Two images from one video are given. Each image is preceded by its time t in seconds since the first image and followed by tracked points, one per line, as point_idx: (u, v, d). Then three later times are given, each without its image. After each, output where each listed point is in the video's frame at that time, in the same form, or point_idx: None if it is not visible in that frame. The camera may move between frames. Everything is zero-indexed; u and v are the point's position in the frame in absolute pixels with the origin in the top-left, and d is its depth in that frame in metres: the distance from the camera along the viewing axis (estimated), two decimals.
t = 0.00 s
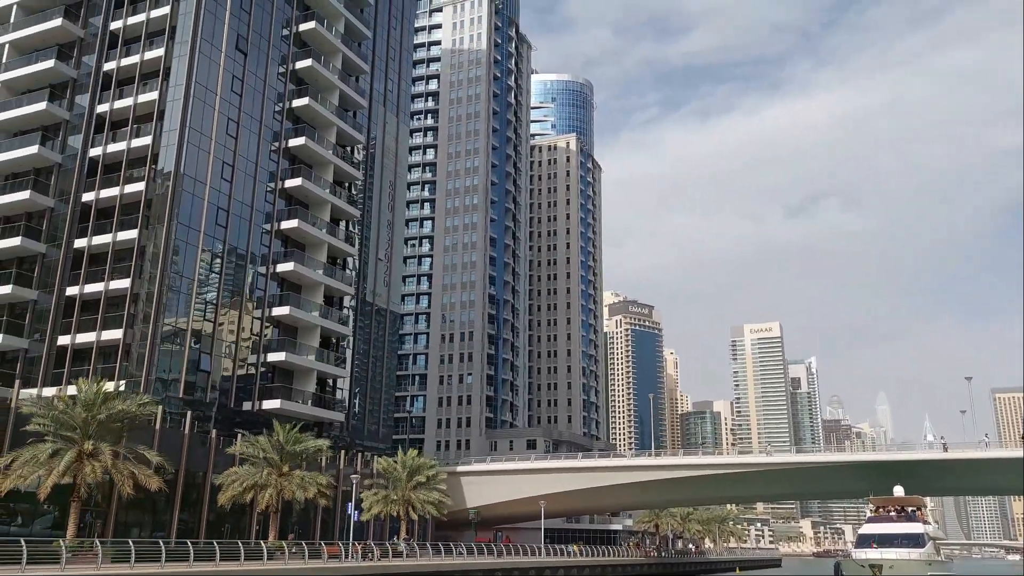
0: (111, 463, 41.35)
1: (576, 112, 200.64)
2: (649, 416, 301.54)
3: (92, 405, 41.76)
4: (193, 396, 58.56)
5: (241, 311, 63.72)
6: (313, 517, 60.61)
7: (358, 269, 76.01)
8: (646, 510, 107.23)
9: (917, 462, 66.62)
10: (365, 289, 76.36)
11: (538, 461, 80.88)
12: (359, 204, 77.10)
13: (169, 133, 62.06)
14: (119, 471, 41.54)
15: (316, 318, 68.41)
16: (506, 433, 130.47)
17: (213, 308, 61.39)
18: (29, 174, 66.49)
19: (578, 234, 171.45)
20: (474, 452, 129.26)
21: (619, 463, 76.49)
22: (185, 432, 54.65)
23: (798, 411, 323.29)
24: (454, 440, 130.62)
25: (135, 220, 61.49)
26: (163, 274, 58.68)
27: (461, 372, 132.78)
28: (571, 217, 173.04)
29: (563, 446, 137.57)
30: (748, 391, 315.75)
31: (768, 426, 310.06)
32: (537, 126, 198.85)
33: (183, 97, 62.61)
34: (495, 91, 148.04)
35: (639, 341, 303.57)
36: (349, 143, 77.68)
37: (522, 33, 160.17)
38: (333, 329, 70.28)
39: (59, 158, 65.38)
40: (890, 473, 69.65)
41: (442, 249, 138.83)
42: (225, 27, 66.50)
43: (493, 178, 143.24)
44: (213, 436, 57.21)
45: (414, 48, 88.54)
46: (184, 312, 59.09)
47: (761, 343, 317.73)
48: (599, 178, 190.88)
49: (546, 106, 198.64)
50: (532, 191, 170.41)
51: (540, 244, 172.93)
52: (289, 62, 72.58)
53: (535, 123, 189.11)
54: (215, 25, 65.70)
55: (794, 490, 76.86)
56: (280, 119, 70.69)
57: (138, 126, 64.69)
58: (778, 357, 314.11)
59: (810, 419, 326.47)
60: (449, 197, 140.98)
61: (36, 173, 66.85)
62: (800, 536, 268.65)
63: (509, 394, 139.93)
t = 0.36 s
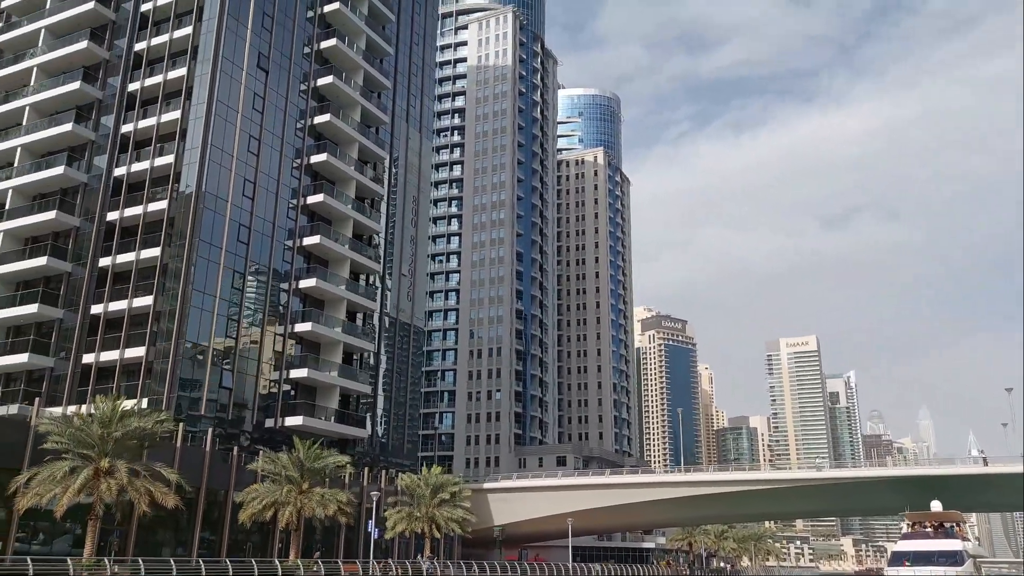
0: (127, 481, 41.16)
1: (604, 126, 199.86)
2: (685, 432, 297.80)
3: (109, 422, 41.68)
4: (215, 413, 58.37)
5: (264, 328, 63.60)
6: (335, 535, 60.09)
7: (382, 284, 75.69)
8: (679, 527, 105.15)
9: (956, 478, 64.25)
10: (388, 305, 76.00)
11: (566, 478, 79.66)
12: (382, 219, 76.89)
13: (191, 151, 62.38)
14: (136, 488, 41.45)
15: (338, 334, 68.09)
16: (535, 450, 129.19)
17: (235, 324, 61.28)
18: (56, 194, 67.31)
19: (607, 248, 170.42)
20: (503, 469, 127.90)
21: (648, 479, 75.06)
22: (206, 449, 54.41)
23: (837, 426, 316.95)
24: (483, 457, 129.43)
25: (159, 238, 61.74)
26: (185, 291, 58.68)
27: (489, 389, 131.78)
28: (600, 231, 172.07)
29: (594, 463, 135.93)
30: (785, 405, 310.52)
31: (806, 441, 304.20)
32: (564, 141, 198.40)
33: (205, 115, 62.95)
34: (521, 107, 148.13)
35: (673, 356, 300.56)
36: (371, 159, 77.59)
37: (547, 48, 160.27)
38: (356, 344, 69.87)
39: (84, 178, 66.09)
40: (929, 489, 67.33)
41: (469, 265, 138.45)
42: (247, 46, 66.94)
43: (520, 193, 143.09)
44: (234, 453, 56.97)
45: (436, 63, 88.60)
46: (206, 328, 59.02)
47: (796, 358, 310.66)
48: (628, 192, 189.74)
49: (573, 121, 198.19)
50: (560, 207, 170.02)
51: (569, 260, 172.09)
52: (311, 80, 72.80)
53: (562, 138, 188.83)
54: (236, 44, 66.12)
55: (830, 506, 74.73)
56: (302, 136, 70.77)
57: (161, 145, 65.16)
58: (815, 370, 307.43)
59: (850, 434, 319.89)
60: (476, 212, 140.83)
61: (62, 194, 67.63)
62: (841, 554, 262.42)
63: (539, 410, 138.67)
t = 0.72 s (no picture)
0: (146, 498, 41.05)
1: (634, 139, 198.71)
2: (721, 447, 293.65)
3: (129, 439, 41.63)
4: (239, 430, 58.27)
5: (288, 344, 63.49)
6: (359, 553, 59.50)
7: (407, 299, 75.39)
8: (713, 544, 103.03)
9: (1000, 493, 61.98)
10: (413, 319, 75.68)
11: (595, 494, 78.40)
12: (407, 234, 76.72)
13: (215, 169, 62.76)
14: (156, 505, 41.34)
15: (363, 349, 67.77)
16: (566, 466, 127.84)
17: (259, 340, 61.23)
18: (85, 214, 68.22)
19: (637, 262, 169.05)
20: (534, 485, 126.63)
21: (679, 495, 73.57)
22: (229, 466, 54.31)
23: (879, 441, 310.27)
24: (514, 474, 128.38)
25: (184, 255, 62.07)
26: (209, 308, 58.82)
27: (519, 404, 130.93)
28: (630, 245, 170.78)
29: (626, 479, 134.12)
30: (824, 420, 304.86)
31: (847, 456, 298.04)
32: (594, 155, 197.62)
33: (228, 133, 63.36)
34: (548, 121, 148.06)
35: (708, 370, 296.87)
36: (395, 174, 77.49)
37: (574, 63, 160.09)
38: (380, 359, 69.48)
39: (112, 197, 66.87)
40: (971, 505, 65.03)
41: (497, 280, 138.08)
42: (270, 64, 67.39)
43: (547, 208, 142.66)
44: (258, 469, 56.77)
45: (460, 78, 88.54)
46: (229, 345, 59.04)
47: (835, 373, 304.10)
48: (658, 204, 188.30)
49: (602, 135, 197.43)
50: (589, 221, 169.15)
51: (599, 273, 170.98)
52: (334, 97, 73.00)
53: (591, 152, 188.28)
54: (259, 62, 66.57)
55: (869, 522, 72.61)
56: (326, 153, 70.92)
57: (186, 164, 65.70)
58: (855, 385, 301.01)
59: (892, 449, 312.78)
60: (504, 227, 140.54)
61: (91, 213, 68.53)
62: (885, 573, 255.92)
63: (570, 425, 137.37)
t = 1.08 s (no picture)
0: (166, 519, 40.82)
1: (666, 155, 197.28)
2: (764, 466, 288.06)
3: (149, 460, 41.49)
4: (266, 450, 58.10)
5: (314, 364, 63.33)
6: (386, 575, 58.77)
7: (433, 317, 75.00)
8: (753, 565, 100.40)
9: None
10: (441, 338, 75.27)
11: (629, 514, 76.85)
12: (433, 253, 76.48)
13: (240, 190, 63.19)
14: (176, 527, 41.05)
15: (389, 368, 67.43)
16: (602, 486, 125.96)
17: (284, 361, 61.15)
18: (115, 239, 69.06)
19: (671, 278, 167.32)
20: (569, 505, 124.90)
21: (715, 514, 71.77)
22: (254, 488, 54.00)
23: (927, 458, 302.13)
24: (548, 494, 126.85)
25: (210, 277, 62.43)
26: (234, 328, 58.96)
27: (553, 423, 129.59)
28: (664, 260, 169.12)
29: (663, 499, 131.72)
30: (870, 437, 298.00)
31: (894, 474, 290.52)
32: (626, 171, 196.53)
33: (253, 155, 63.84)
34: (577, 138, 147.78)
35: (748, 388, 292.22)
36: (420, 193, 77.45)
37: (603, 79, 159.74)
38: (407, 378, 69.03)
39: (141, 221, 67.64)
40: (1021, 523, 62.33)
41: (529, 297, 137.41)
42: (294, 86, 67.90)
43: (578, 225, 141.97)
44: (283, 490, 56.50)
45: (485, 97, 88.57)
46: (255, 365, 59.08)
47: (880, 389, 301.24)
48: (691, 219, 186.47)
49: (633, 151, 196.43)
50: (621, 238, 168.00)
51: (633, 290, 169.52)
52: (359, 117, 73.31)
53: (623, 169, 187.41)
54: (284, 84, 67.10)
55: (914, 541, 70.07)
56: (350, 173, 71.11)
57: (213, 187, 66.27)
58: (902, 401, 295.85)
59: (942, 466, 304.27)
60: (534, 245, 140.04)
61: (121, 238, 69.39)
62: None
63: (604, 444, 135.56)
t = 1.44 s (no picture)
0: (181, 548, 40.39)
1: (696, 176, 195.95)
2: (805, 490, 281.53)
3: (166, 488, 41.27)
4: (288, 478, 57.68)
5: (336, 390, 63.02)
6: None
7: (457, 341, 74.50)
8: None
9: None
10: (465, 362, 74.68)
11: (662, 540, 75.03)
12: (456, 277, 76.13)
13: (262, 217, 63.48)
14: (192, 556, 40.62)
15: (412, 393, 66.91)
16: (636, 512, 123.73)
17: (306, 387, 60.90)
18: (141, 268, 69.68)
19: (703, 299, 165.36)
20: (602, 532, 122.68)
21: (750, 540, 69.69)
22: (276, 515, 53.52)
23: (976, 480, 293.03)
24: (581, 520, 124.83)
25: (232, 304, 62.59)
26: (255, 355, 58.92)
27: (584, 448, 127.85)
28: (695, 282, 167.35)
29: (699, 525, 128.90)
30: (915, 460, 290.29)
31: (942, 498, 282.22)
32: (655, 193, 195.44)
33: (275, 182, 64.19)
34: (604, 160, 147.43)
35: (786, 410, 286.99)
36: (442, 217, 77.32)
37: (629, 101, 159.42)
38: (431, 403, 68.41)
39: (167, 250, 68.23)
40: None
41: (558, 321, 136.49)
42: (315, 113, 68.32)
43: (606, 247, 141.13)
44: (305, 517, 55.97)
45: (508, 120, 88.64)
46: (276, 392, 58.90)
47: (924, 410, 293.09)
48: (723, 240, 184.45)
49: (662, 173, 195.51)
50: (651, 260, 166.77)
51: (664, 312, 167.84)
52: (380, 143, 73.53)
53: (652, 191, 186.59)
54: (305, 111, 67.55)
55: (959, 566, 67.28)
56: (372, 198, 71.26)
57: (235, 215, 66.70)
58: (947, 422, 288.02)
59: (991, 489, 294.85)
60: (562, 268, 139.32)
61: (147, 267, 69.93)
62: None
63: (638, 469, 133.35)
